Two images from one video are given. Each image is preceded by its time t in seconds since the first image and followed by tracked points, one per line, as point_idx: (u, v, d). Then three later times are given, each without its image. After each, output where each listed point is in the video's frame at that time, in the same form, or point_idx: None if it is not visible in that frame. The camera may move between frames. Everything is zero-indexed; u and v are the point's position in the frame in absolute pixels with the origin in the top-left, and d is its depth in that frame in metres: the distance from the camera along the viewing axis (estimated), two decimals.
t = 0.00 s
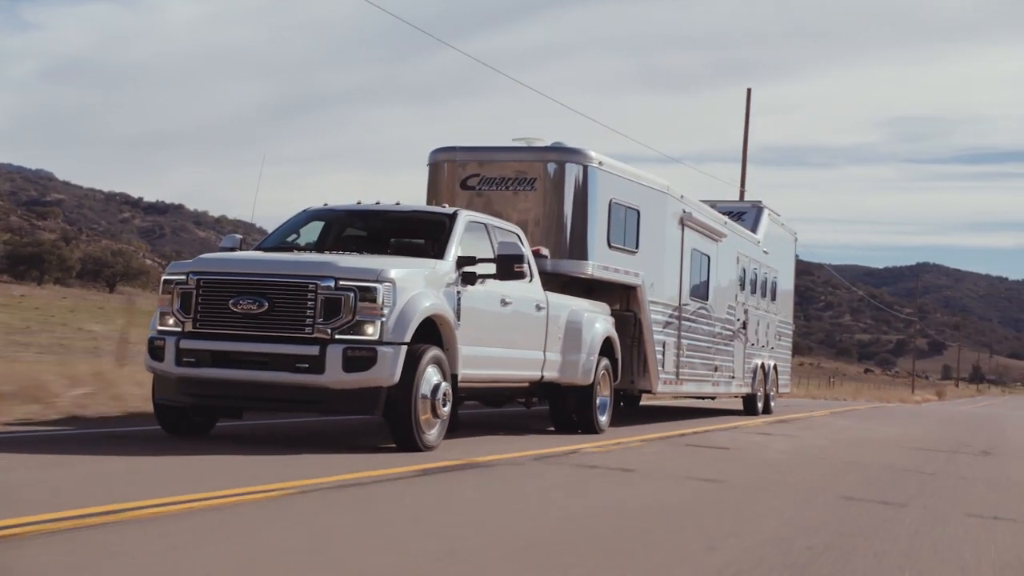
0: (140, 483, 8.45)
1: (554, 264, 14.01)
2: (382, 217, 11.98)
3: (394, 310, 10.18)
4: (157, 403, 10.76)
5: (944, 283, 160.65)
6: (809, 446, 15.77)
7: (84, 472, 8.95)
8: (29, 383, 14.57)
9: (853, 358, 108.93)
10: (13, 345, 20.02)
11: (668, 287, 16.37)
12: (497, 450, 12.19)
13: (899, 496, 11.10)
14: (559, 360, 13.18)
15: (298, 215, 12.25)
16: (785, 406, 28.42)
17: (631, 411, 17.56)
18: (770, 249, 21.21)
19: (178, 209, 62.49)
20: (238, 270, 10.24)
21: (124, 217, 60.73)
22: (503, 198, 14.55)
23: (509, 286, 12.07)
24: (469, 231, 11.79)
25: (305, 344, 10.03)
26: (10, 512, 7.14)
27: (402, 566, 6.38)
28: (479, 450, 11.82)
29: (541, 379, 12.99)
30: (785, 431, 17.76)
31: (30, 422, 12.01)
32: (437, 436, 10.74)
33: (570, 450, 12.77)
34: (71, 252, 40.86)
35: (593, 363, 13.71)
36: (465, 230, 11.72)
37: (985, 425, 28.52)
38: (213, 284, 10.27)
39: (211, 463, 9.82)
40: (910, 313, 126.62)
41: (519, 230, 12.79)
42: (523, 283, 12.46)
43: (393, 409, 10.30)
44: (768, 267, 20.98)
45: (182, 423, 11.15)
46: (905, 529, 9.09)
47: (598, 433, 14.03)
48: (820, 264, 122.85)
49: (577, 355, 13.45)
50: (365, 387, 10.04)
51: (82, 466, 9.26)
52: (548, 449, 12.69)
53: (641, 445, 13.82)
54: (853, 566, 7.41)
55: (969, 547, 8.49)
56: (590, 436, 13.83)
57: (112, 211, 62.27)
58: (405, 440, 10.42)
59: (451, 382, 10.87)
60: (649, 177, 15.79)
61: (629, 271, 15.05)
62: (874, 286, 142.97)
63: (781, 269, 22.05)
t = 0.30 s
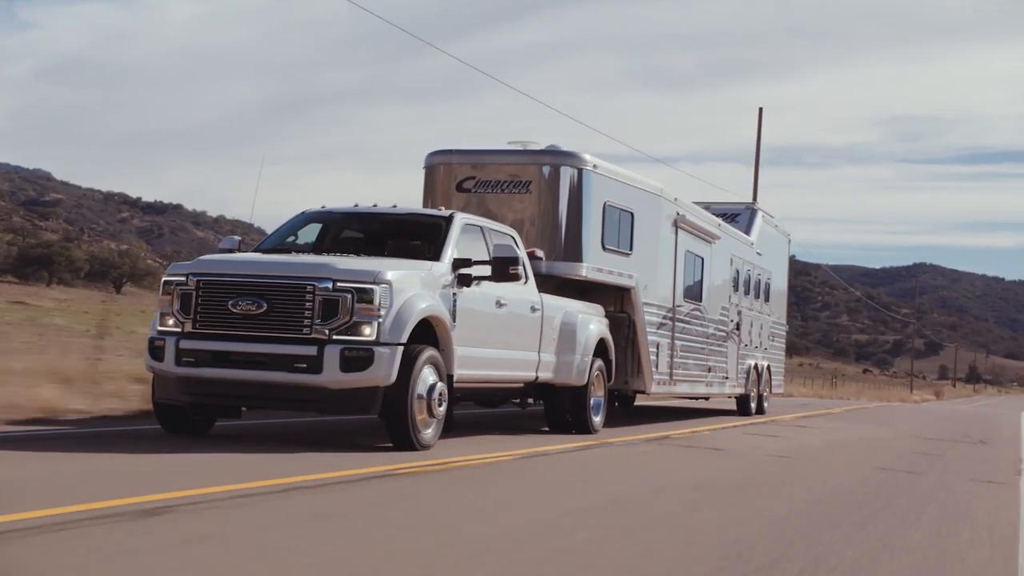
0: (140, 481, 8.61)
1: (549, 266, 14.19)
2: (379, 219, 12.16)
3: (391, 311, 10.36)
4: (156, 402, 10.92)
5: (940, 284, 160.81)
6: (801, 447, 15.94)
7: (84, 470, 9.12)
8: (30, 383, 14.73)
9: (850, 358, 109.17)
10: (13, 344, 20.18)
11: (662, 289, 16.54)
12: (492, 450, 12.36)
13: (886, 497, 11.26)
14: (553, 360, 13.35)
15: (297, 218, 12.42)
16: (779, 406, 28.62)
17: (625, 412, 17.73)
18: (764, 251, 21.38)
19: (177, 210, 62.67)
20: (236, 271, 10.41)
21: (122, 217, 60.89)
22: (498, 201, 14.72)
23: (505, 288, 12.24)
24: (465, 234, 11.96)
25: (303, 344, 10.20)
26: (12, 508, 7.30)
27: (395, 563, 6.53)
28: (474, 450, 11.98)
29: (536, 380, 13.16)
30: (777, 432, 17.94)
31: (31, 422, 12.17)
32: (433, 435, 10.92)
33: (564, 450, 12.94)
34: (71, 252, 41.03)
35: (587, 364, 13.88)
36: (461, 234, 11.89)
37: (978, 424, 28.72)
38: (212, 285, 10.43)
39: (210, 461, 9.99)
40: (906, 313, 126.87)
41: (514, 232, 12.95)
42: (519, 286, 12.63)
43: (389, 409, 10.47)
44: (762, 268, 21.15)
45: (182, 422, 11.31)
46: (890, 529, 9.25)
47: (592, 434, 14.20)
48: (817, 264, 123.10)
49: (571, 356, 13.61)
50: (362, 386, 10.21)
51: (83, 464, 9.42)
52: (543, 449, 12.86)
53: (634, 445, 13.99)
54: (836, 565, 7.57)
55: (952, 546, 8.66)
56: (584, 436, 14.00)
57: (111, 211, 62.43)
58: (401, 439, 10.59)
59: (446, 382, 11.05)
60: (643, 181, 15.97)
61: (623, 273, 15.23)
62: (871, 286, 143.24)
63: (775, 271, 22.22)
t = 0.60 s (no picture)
0: (138, 485, 8.73)
1: (544, 271, 14.34)
2: (375, 225, 12.29)
3: (385, 315, 10.50)
4: (155, 406, 11.06)
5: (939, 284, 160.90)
6: (793, 449, 16.07)
7: (82, 473, 9.25)
8: (30, 386, 14.86)
9: (849, 358, 109.35)
10: (13, 347, 20.32)
11: (656, 293, 16.68)
12: (486, 452, 12.50)
13: (875, 499, 11.40)
14: (547, 365, 13.49)
15: (292, 224, 12.56)
16: (774, 406, 28.77)
17: (619, 415, 17.87)
18: (759, 255, 21.52)
19: (176, 210, 62.80)
20: (233, 277, 10.54)
21: (123, 217, 61.02)
22: (494, 207, 14.85)
23: (499, 294, 12.38)
24: (459, 240, 12.09)
25: (300, 350, 10.34)
26: (13, 514, 7.43)
27: (385, 566, 6.66)
28: (468, 453, 12.12)
29: (530, 383, 13.30)
30: (770, 434, 18.07)
31: (30, 426, 12.31)
32: (428, 439, 11.06)
33: (557, 453, 13.08)
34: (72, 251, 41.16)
35: (581, 368, 14.01)
36: (455, 240, 12.02)
37: (972, 423, 28.88)
38: (209, 291, 10.56)
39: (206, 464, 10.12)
40: (905, 313, 127.06)
41: (507, 238, 13.08)
42: (513, 292, 12.76)
43: (385, 413, 10.60)
44: (756, 272, 21.30)
45: (179, 427, 11.45)
46: (877, 529, 9.38)
47: (586, 437, 14.34)
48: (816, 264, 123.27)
49: (565, 360, 13.74)
50: (358, 391, 10.35)
51: (80, 468, 9.55)
52: (536, 452, 13.00)
53: (629, 447, 14.12)
54: (822, 564, 7.69)
55: (937, 545, 8.78)
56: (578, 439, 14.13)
57: (111, 212, 62.56)
58: (396, 443, 10.73)
59: (441, 386, 11.19)
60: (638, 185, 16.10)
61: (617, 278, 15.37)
62: (870, 286, 143.46)
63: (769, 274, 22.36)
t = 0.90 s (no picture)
0: (126, 483, 8.81)
1: (536, 271, 14.43)
2: (366, 225, 12.36)
3: (375, 315, 10.58)
4: (146, 405, 11.12)
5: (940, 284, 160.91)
6: (784, 447, 16.14)
7: (72, 469, 9.33)
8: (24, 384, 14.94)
9: (848, 357, 109.42)
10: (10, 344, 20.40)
11: (649, 292, 16.75)
12: (476, 450, 12.57)
13: (861, 495, 11.47)
14: (538, 363, 13.56)
15: (284, 224, 12.62)
16: (770, 405, 28.85)
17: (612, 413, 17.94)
18: (753, 255, 21.59)
19: (177, 208, 62.88)
20: (224, 277, 10.61)
21: (123, 216, 61.11)
22: (486, 206, 14.93)
23: (489, 293, 12.44)
24: (450, 240, 12.16)
25: (290, 349, 10.41)
26: None
27: (366, 560, 6.74)
28: (458, 451, 12.20)
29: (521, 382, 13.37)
30: (763, 433, 18.15)
31: (24, 424, 12.39)
32: (418, 438, 11.14)
33: (548, 451, 13.16)
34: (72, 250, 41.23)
35: (572, 367, 14.07)
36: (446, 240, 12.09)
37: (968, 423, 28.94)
38: (201, 291, 10.63)
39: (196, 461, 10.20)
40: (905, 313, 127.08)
41: (498, 237, 13.14)
42: (503, 291, 12.83)
43: (375, 412, 10.68)
44: (750, 272, 21.37)
45: (170, 425, 11.52)
46: (861, 526, 9.44)
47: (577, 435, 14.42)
48: (816, 263, 123.33)
49: (556, 359, 13.81)
50: (348, 390, 10.43)
51: (71, 464, 9.63)
52: (527, 450, 13.07)
53: (620, 445, 14.20)
54: (800, 561, 7.75)
55: (917, 542, 8.86)
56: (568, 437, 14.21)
57: (112, 211, 62.65)
58: (386, 442, 10.81)
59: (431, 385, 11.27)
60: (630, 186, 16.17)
61: (609, 278, 15.44)
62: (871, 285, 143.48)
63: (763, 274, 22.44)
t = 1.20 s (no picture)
0: (112, 482, 8.85)
1: (527, 273, 14.47)
2: (356, 228, 12.41)
3: (363, 317, 10.62)
4: (136, 406, 11.16)
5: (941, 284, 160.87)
6: (776, 447, 16.16)
7: (59, 468, 9.37)
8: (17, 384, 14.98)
9: (849, 357, 109.39)
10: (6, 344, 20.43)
11: (640, 294, 16.79)
12: (465, 451, 12.61)
13: (847, 494, 11.50)
14: (528, 365, 13.60)
15: (273, 227, 12.66)
16: (765, 405, 28.88)
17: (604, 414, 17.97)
18: (746, 256, 21.62)
19: (177, 207, 62.90)
20: (213, 279, 10.65)
21: (124, 215, 61.15)
22: (478, 209, 14.97)
23: (478, 296, 12.48)
24: (438, 243, 12.20)
25: (278, 351, 10.45)
26: None
27: (345, 557, 6.78)
28: (447, 452, 12.24)
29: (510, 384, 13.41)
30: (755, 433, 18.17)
31: (14, 425, 12.43)
32: (406, 438, 11.19)
33: (537, 452, 13.19)
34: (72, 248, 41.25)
35: (562, 369, 14.11)
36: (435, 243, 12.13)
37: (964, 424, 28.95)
38: (190, 293, 10.67)
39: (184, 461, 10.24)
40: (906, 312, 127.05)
41: (487, 241, 13.18)
42: (493, 294, 12.87)
43: (363, 413, 10.73)
44: (743, 273, 21.41)
45: (159, 427, 11.56)
46: (845, 524, 9.47)
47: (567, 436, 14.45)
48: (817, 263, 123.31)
49: (546, 362, 13.85)
50: (335, 391, 10.47)
51: (58, 464, 9.67)
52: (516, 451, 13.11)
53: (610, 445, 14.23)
54: (780, 559, 7.79)
55: (900, 540, 8.90)
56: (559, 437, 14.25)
57: (113, 210, 62.68)
58: (374, 442, 10.86)
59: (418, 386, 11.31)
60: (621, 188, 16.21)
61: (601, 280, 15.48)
62: (872, 285, 143.48)
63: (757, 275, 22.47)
